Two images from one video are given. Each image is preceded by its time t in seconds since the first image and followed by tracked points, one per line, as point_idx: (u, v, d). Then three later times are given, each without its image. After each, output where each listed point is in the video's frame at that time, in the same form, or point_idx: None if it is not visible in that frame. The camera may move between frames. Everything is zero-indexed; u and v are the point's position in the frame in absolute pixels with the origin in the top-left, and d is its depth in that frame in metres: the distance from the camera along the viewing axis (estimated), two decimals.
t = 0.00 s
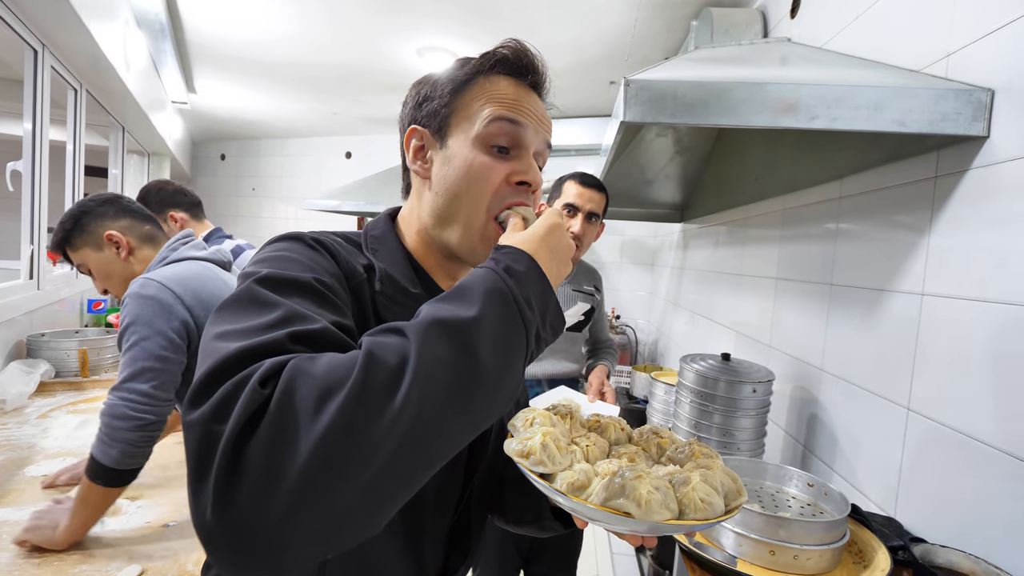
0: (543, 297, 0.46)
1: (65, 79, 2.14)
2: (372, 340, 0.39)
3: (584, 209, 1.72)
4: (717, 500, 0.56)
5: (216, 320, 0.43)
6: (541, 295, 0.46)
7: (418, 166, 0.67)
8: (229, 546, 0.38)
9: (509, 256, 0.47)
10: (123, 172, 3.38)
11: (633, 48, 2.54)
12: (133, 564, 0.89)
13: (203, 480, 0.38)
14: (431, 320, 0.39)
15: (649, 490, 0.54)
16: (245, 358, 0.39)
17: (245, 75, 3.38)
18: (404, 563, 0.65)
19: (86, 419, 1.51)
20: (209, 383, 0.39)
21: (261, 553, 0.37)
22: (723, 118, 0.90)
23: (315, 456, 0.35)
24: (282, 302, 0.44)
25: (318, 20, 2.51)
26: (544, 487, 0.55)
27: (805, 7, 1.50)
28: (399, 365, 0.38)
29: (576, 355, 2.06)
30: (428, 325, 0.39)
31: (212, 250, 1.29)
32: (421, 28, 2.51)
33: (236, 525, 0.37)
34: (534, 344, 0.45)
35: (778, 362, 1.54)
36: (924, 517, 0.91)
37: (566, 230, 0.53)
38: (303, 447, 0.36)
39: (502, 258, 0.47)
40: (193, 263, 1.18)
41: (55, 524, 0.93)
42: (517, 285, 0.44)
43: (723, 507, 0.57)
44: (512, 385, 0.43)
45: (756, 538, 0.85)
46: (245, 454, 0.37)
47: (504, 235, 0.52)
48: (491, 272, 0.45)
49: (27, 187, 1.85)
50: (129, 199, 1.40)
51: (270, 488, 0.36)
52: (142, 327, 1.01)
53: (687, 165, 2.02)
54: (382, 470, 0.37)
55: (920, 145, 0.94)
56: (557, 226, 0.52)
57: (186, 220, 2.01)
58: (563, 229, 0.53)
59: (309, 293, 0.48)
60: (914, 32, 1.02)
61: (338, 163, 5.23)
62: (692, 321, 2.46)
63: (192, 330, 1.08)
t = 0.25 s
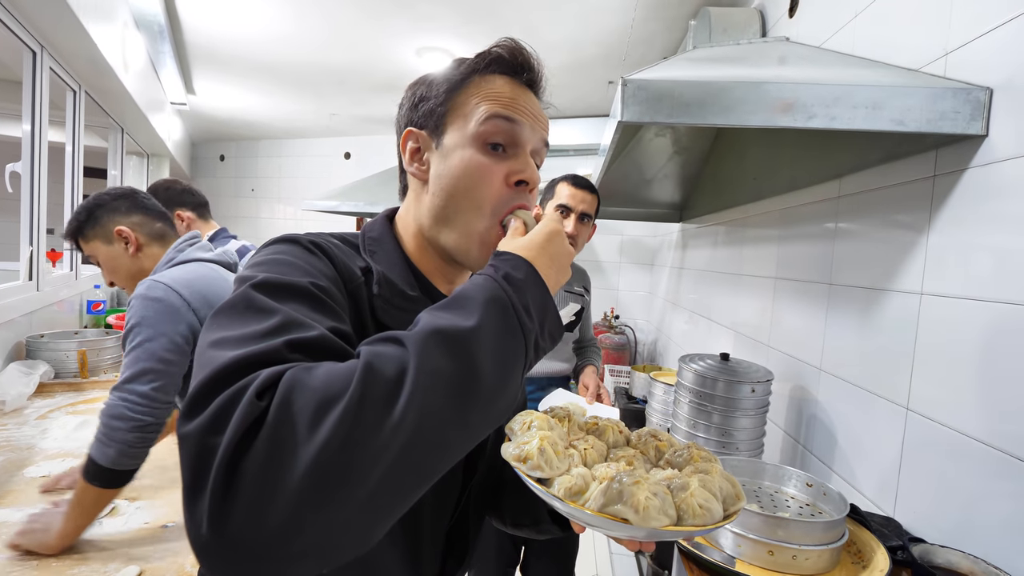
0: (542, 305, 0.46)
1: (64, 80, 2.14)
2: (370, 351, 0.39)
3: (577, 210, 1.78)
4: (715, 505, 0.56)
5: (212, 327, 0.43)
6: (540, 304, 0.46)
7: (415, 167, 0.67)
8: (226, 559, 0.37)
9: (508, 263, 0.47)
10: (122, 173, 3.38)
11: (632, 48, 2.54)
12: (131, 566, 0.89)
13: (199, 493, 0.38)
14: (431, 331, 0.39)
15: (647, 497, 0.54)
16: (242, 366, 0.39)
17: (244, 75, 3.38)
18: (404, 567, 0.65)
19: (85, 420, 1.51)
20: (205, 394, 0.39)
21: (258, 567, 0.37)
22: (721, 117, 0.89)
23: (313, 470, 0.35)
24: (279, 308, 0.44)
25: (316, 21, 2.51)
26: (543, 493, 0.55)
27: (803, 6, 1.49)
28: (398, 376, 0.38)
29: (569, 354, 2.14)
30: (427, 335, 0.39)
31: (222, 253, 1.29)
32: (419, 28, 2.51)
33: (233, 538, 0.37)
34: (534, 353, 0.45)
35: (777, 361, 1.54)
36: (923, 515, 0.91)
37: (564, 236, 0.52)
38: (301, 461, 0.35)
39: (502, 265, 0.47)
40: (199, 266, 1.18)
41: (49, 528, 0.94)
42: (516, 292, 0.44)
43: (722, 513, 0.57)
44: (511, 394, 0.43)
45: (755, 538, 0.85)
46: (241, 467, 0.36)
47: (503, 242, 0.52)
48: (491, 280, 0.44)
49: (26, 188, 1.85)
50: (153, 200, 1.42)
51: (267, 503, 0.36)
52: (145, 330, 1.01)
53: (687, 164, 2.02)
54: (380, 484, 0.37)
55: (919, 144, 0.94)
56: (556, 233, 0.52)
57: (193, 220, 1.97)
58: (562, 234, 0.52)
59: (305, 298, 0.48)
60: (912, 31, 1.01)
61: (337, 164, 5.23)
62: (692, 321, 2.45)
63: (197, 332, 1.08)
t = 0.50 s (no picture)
0: (538, 305, 0.46)
1: (66, 83, 2.15)
2: (360, 354, 0.39)
3: (576, 212, 1.79)
4: (719, 509, 0.56)
5: (205, 331, 0.43)
6: (537, 304, 0.46)
7: (410, 169, 0.68)
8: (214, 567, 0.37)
9: (503, 262, 0.46)
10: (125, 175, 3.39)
11: (632, 47, 2.54)
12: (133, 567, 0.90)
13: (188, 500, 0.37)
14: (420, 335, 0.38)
15: (650, 501, 0.54)
16: (230, 372, 0.38)
17: (246, 77, 3.39)
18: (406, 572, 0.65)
19: (88, 421, 1.52)
20: (195, 401, 0.39)
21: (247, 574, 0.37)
22: (722, 116, 0.89)
23: (301, 477, 0.35)
24: (271, 312, 0.43)
25: (316, 22, 2.52)
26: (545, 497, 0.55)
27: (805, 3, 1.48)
28: (388, 381, 0.38)
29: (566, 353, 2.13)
30: (418, 338, 0.39)
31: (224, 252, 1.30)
32: (419, 29, 2.51)
33: (220, 547, 0.36)
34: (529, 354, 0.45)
35: (780, 361, 1.53)
36: (928, 516, 0.91)
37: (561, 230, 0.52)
38: (289, 467, 0.35)
39: (497, 264, 0.46)
40: (202, 264, 1.18)
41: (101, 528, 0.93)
42: (510, 293, 0.44)
43: (727, 517, 0.57)
44: (505, 397, 0.42)
45: (757, 539, 0.84)
46: (228, 474, 0.36)
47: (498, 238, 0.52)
48: (485, 280, 0.44)
49: (29, 191, 1.86)
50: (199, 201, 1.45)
51: (253, 511, 0.36)
52: (155, 325, 1.01)
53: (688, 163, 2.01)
54: (369, 490, 0.36)
55: (922, 142, 0.93)
56: (552, 227, 0.52)
57: (215, 222, 1.98)
58: (558, 228, 0.52)
59: (301, 301, 0.47)
60: (915, 27, 1.00)
61: (339, 164, 5.24)
62: (694, 320, 2.44)
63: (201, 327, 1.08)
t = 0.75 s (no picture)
0: (530, 308, 0.45)
1: (72, 86, 2.16)
2: (346, 358, 0.39)
3: (579, 212, 1.80)
4: (721, 516, 0.55)
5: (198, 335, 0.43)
6: (529, 307, 0.45)
7: (410, 168, 0.68)
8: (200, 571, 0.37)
9: (496, 262, 0.46)
10: (130, 177, 3.41)
11: (636, 47, 2.53)
12: (138, 568, 0.90)
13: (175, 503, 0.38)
14: (405, 339, 0.38)
15: (649, 506, 0.53)
16: (216, 377, 0.39)
17: (250, 79, 3.40)
18: None
19: (94, 422, 1.53)
20: (183, 404, 0.39)
21: None
22: (727, 116, 0.88)
23: (282, 484, 0.35)
24: (263, 317, 0.44)
25: (319, 23, 2.52)
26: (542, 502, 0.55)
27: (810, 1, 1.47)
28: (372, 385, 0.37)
29: (570, 354, 2.13)
30: (403, 342, 0.38)
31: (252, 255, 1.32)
32: (422, 30, 2.52)
33: (205, 551, 0.37)
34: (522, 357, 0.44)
35: (786, 362, 1.52)
36: (936, 519, 0.90)
37: (559, 229, 0.52)
38: (271, 472, 0.35)
39: (489, 264, 0.46)
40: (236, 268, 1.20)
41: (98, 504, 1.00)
42: (503, 295, 0.43)
43: (729, 522, 0.56)
44: (495, 401, 0.42)
45: (763, 542, 0.84)
46: (212, 480, 0.37)
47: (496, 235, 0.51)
48: (477, 281, 0.43)
49: (35, 193, 1.87)
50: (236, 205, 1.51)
51: (235, 517, 0.36)
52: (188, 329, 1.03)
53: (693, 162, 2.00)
54: (351, 498, 0.36)
55: (929, 141, 0.93)
56: (550, 226, 0.51)
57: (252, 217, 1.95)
58: (557, 227, 0.52)
59: (294, 305, 0.47)
60: (923, 25, 0.99)
61: (343, 165, 5.25)
62: (699, 320, 2.43)
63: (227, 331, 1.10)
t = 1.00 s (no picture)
0: (534, 324, 0.45)
1: (77, 86, 2.17)
2: (347, 370, 0.39)
3: (575, 211, 1.80)
4: (720, 522, 0.55)
5: (195, 343, 0.43)
6: (533, 322, 0.45)
7: (421, 172, 0.66)
8: None
9: (501, 277, 0.46)
10: (134, 176, 3.42)
11: (640, 45, 2.52)
12: (142, 568, 0.90)
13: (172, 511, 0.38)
14: (406, 353, 0.38)
15: (647, 513, 0.53)
16: (215, 386, 0.39)
17: (253, 78, 3.41)
18: None
19: (99, 422, 1.53)
20: (180, 412, 0.40)
21: None
22: (731, 116, 0.87)
23: (278, 497, 0.35)
24: (262, 324, 0.44)
25: (322, 22, 2.52)
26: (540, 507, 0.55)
27: None
28: (372, 399, 0.37)
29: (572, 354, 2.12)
30: (405, 356, 0.38)
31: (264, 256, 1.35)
32: (424, 29, 2.51)
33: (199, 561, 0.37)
34: (524, 373, 0.44)
35: (789, 363, 1.51)
36: (941, 521, 0.89)
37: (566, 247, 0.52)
38: (269, 485, 0.35)
39: (495, 279, 0.46)
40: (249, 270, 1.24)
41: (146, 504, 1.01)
42: (506, 311, 0.43)
43: (727, 530, 0.56)
44: (495, 417, 0.42)
45: (766, 545, 0.83)
46: (208, 491, 0.37)
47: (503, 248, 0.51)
48: (481, 296, 0.44)
49: (40, 193, 1.88)
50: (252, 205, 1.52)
51: (231, 529, 0.36)
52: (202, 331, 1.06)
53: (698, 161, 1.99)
54: (347, 514, 0.36)
55: (936, 141, 0.92)
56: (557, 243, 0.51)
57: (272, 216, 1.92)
58: (563, 246, 0.52)
59: (292, 312, 0.47)
60: (931, 23, 0.98)
61: (346, 164, 5.26)
62: (702, 320, 2.42)
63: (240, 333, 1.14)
